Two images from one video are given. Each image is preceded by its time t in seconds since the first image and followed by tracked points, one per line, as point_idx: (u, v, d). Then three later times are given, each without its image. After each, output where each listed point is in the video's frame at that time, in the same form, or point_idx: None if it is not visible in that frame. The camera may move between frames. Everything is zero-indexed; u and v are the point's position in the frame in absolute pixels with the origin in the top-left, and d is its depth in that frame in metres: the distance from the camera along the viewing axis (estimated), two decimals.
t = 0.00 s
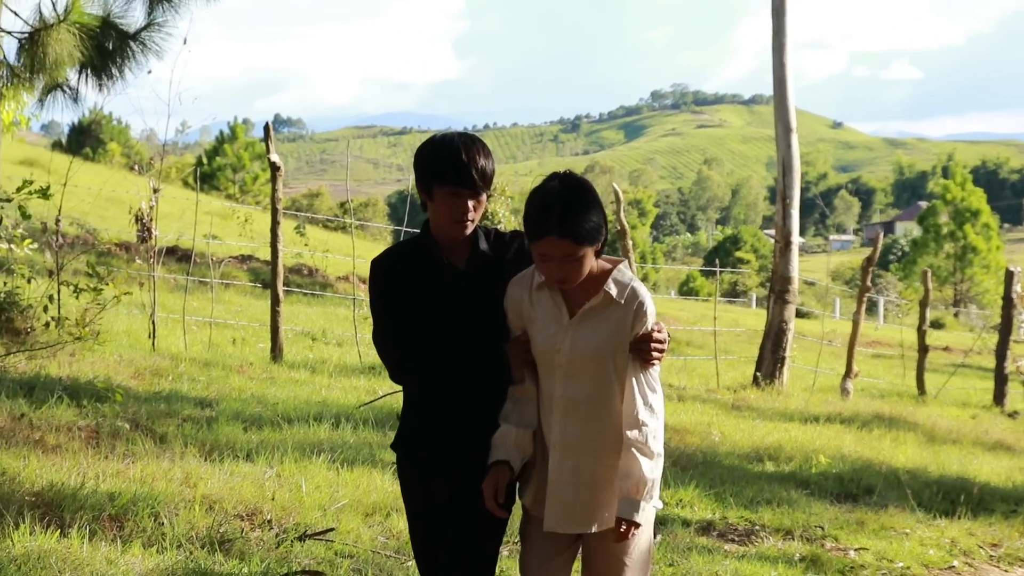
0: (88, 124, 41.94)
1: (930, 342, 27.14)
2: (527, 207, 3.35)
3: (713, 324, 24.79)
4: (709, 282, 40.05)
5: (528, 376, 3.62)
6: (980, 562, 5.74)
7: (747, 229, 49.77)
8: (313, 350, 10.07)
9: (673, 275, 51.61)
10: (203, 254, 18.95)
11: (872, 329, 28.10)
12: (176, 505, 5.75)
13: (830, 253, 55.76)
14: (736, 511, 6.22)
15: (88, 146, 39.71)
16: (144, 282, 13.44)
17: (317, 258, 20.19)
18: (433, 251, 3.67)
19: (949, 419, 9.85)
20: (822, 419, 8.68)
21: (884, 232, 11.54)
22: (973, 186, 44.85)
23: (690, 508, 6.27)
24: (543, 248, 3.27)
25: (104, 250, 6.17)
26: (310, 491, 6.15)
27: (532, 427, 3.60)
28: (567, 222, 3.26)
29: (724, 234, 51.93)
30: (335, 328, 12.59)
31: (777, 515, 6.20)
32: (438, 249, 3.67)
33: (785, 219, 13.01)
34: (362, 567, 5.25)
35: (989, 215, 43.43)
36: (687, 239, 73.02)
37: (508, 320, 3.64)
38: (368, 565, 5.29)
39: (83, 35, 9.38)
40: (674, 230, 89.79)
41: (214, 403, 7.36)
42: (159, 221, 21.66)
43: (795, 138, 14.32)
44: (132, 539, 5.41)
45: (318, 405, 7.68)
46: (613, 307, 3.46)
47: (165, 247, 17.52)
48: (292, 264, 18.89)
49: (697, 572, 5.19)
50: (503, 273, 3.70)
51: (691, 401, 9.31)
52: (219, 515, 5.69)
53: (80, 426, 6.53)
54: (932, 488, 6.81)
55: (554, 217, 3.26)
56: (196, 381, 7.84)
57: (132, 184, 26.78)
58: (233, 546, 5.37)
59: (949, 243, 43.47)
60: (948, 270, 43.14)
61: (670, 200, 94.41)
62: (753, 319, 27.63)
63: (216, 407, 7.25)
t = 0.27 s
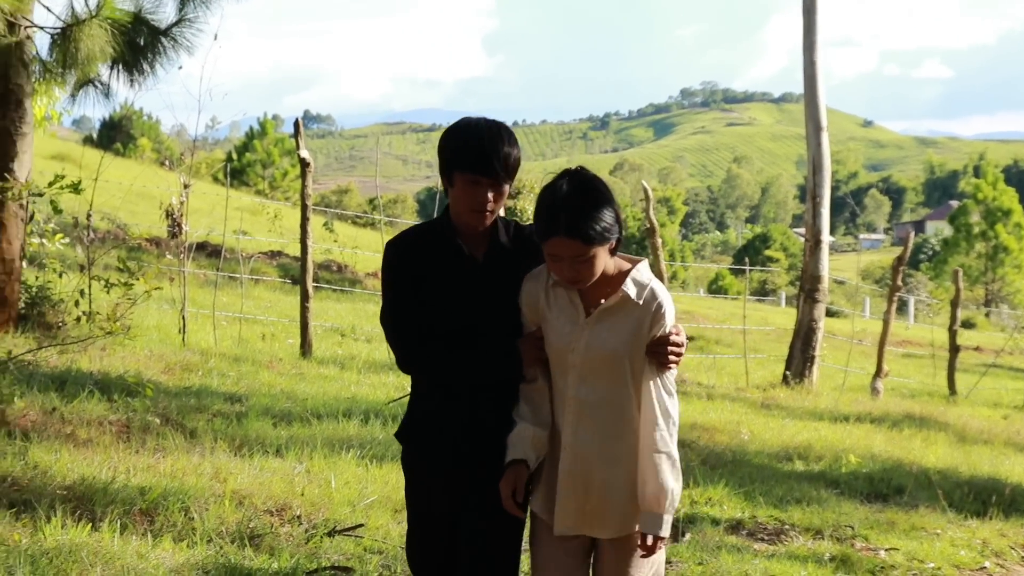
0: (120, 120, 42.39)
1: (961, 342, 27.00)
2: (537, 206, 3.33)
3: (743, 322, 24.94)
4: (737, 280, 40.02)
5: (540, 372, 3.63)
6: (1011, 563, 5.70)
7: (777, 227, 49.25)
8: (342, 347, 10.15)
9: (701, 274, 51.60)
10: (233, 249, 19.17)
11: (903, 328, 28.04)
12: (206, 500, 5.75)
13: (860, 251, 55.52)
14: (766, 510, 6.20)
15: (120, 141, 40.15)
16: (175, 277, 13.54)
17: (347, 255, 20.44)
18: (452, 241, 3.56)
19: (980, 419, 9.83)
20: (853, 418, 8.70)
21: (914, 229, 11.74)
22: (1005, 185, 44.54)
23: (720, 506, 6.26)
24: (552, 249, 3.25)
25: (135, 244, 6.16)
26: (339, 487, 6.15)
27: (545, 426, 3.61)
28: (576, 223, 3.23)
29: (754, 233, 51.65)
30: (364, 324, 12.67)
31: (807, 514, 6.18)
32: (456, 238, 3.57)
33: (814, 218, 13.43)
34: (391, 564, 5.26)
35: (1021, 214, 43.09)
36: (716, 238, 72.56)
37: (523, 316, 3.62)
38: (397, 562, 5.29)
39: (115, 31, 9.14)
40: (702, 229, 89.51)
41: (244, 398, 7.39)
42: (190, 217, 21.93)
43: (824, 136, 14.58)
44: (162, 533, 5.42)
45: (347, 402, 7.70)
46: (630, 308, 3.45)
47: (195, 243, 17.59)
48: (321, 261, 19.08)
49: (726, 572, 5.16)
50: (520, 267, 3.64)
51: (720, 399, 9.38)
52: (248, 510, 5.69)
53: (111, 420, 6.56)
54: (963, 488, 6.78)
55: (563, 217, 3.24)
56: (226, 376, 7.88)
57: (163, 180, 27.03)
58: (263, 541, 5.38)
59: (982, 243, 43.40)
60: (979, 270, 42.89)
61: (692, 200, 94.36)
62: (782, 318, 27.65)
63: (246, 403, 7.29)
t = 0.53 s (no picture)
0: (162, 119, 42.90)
1: (1009, 339, 26.75)
2: (583, 190, 3.25)
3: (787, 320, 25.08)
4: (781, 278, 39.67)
5: (573, 363, 3.51)
6: None
7: (821, 224, 48.49)
8: (384, 345, 10.25)
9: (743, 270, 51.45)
10: (275, 247, 19.43)
11: (950, 326, 27.77)
12: (250, 498, 5.77)
13: (906, 247, 54.92)
14: (811, 509, 6.18)
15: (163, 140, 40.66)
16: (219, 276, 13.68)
17: (391, 253, 20.79)
18: (488, 230, 3.55)
19: None
20: (898, 417, 8.75)
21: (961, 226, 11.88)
22: None
23: (764, 504, 6.24)
24: (596, 231, 3.19)
25: (179, 243, 6.19)
26: (383, 485, 6.16)
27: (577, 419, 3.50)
28: (623, 205, 3.16)
29: (798, 230, 51.05)
30: (408, 321, 12.78)
31: (852, 513, 6.15)
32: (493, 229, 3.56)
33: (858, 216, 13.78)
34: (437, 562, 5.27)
35: None
36: (761, 235, 71.67)
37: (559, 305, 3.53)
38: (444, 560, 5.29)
39: (160, 30, 9.18)
40: (744, 226, 87.78)
41: (288, 396, 7.44)
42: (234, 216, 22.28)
43: (868, 131, 15.05)
44: (207, 531, 5.44)
45: (391, 400, 7.73)
46: (670, 295, 3.34)
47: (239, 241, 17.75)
48: (365, 259, 19.34)
49: (771, 570, 5.13)
50: (558, 257, 3.60)
51: (764, 397, 9.50)
52: (293, 508, 5.70)
53: (156, 419, 6.62)
54: (1010, 487, 6.73)
55: (611, 200, 3.16)
56: (270, 374, 7.95)
57: (207, 179, 27.34)
58: (307, 539, 5.39)
59: None
60: None
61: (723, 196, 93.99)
62: (825, 315, 27.62)
63: (290, 401, 7.33)
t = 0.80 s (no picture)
0: (200, 128, 43.55)
1: None
2: (619, 190, 3.07)
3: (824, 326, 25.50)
4: (817, 284, 39.60)
5: (599, 375, 3.29)
6: None
7: (858, 231, 47.74)
8: (420, 354, 10.39)
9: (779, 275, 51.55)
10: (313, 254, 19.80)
11: (988, 335, 27.58)
12: (287, 505, 5.78)
13: (941, 254, 54.54)
14: (848, 517, 6.15)
15: (200, 147, 41.15)
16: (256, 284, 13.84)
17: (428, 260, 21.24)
18: (512, 240, 3.38)
19: None
20: (937, 424, 8.95)
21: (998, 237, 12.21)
22: None
23: (802, 513, 6.22)
24: (633, 232, 3.00)
25: (216, 250, 6.23)
26: (419, 492, 6.17)
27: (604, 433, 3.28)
28: (662, 205, 2.98)
29: (836, 237, 50.55)
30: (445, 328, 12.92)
31: (890, 522, 6.11)
32: (517, 239, 3.39)
33: (895, 227, 14.48)
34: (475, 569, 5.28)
35: None
36: (799, 241, 71.18)
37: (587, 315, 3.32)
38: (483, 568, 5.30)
39: (197, 38, 9.23)
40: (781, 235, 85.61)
41: (324, 403, 7.53)
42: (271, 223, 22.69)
43: (905, 137, 15.35)
44: (245, 538, 5.44)
45: (427, 407, 7.79)
46: (701, 302, 3.11)
47: (278, 249, 18.46)
48: (401, 266, 19.69)
49: None
50: (583, 269, 3.42)
51: (801, 404, 9.83)
52: (330, 516, 5.70)
53: (194, 425, 6.68)
54: None
55: (649, 201, 2.99)
56: (307, 381, 8.05)
57: (244, 187, 27.70)
58: (344, 547, 5.39)
59: None
60: None
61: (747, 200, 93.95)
62: (864, 322, 27.69)
63: (326, 408, 7.38)
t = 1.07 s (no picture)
0: (226, 146, 44.18)
1: None
2: (617, 221, 2.98)
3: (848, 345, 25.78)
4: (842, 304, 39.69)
5: (599, 413, 3.20)
6: None
7: (882, 250, 47.38)
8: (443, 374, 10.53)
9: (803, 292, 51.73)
10: (337, 274, 20.12)
11: (1012, 355, 27.52)
12: (311, 524, 5.76)
13: (967, 271, 54.24)
14: (873, 538, 6.12)
15: (226, 166, 41.65)
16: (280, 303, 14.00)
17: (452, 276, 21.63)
18: (505, 269, 3.21)
19: None
20: (960, 445, 9.21)
21: None
22: None
23: (827, 533, 6.20)
24: (631, 266, 2.89)
25: (241, 270, 6.26)
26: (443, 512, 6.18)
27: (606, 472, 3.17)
28: (662, 241, 2.88)
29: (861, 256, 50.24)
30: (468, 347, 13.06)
31: (915, 543, 6.08)
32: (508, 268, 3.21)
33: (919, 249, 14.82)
34: None
35: None
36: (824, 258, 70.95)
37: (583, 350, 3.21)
38: None
39: (223, 57, 9.34)
40: (807, 251, 82.59)
41: (347, 422, 7.64)
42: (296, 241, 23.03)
43: (933, 159, 15.48)
44: (268, 557, 5.40)
45: (451, 427, 7.86)
46: (700, 342, 3.02)
47: (302, 268, 18.93)
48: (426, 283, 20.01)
49: None
50: (581, 301, 3.28)
51: (825, 424, 10.12)
52: (353, 535, 5.69)
53: (218, 444, 6.74)
54: None
55: (649, 235, 2.89)
56: (331, 401, 8.22)
57: (269, 205, 27.96)
58: (368, 567, 5.36)
59: None
60: None
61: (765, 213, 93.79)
62: (888, 343, 27.74)
63: (350, 427, 7.53)
